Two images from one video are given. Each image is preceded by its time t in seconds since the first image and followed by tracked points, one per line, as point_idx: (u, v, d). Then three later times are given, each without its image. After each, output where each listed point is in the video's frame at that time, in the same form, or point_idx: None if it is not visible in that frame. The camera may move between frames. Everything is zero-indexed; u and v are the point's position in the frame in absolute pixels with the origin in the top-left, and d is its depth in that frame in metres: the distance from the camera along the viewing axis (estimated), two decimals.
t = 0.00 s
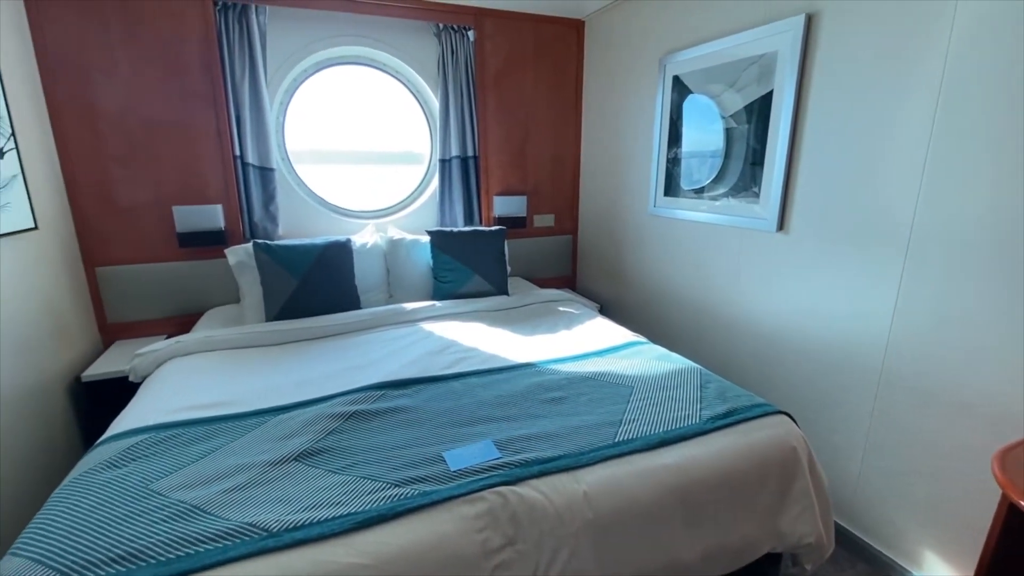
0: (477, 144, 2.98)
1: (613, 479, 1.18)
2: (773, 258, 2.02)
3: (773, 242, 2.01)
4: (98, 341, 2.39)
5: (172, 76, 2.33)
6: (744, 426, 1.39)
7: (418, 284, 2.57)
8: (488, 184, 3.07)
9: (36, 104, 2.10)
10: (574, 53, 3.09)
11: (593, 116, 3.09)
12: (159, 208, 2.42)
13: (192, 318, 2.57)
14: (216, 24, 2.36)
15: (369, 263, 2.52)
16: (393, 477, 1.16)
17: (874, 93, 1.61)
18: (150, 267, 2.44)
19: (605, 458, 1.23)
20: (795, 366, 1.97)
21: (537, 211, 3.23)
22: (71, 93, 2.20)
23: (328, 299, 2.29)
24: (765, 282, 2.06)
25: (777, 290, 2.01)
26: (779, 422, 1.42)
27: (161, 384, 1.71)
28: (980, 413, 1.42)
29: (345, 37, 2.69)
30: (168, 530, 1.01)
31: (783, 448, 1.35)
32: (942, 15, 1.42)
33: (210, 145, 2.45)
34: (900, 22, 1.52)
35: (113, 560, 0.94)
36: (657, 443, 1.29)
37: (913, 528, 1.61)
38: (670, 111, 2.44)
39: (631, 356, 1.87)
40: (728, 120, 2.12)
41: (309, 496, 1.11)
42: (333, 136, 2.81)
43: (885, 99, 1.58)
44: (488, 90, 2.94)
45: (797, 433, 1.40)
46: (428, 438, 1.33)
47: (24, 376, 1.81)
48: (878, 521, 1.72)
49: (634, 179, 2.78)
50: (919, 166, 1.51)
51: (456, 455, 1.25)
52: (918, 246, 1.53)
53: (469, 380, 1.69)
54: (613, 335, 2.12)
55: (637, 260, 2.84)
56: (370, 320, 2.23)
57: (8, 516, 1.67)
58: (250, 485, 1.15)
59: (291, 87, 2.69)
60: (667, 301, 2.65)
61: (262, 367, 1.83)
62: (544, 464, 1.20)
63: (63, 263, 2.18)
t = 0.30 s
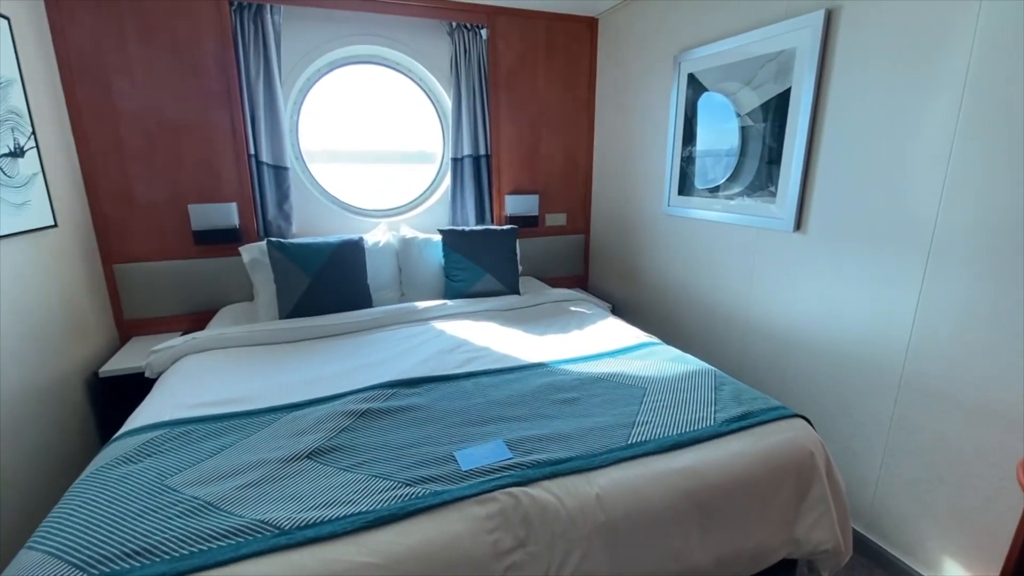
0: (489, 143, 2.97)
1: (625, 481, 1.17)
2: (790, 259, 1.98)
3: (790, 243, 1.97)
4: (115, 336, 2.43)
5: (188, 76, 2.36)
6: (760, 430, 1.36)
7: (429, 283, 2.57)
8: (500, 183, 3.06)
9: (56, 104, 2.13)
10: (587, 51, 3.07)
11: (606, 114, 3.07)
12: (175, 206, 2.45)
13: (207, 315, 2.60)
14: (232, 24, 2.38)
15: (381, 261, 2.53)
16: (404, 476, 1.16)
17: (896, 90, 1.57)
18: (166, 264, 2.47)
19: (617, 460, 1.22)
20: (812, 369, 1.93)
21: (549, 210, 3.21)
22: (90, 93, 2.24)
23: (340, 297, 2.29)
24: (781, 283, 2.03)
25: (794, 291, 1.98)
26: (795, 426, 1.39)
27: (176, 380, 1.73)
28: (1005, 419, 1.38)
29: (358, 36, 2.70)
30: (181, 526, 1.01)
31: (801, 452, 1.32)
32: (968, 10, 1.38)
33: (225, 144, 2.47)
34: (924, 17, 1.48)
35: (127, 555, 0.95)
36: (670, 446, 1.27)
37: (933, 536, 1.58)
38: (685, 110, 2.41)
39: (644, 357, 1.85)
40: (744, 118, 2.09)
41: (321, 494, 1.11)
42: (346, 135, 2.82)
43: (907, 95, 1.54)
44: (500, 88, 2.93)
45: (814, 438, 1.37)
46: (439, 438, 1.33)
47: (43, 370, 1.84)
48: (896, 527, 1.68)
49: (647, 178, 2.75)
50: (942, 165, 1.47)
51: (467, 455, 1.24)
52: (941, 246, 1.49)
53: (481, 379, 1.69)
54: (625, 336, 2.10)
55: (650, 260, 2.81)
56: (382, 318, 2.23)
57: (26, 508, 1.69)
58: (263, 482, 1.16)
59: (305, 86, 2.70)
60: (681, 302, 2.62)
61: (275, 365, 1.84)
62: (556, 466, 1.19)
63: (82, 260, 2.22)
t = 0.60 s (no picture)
0: (496, 143, 2.96)
1: (630, 485, 1.16)
2: (800, 260, 1.96)
3: (800, 244, 1.94)
4: (125, 334, 2.46)
5: (197, 76, 2.37)
6: (768, 434, 1.34)
7: (436, 282, 2.57)
8: (507, 182, 3.05)
9: (67, 104, 2.15)
10: (595, 50, 3.05)
11: (614, 114, 3.05)
12: (184, 205, 2.47)
13: (215, 314, 2.61)
14: (241, 25, 2.39)
15: (387, 260, 2.53)
16: (407, 477, 1.16)
17: (911, 89, 1.54)
18: (175, 262, 2.49)
19: (622, 463, 1.21)
20: (821, 372, 1.91)
21: (556, 210, 3.20)
22: (101, 93, 2.26)
23: (346, 296, 2.30)
24: (790, 284, 2.00)
25: (804, 293, 1.95)
26: (804, 430, 1.37)
27: (184, 378, 1.74)
28: (1019, 425, 1.35)
29: (365, 36, 2.70)
30: (185, 525, 1.02)
31: (809, 457, 1.30)
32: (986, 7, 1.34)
33: (233, 143, 2.48)
34: (939, 14, 1.45)
35: (131, 554, 0.95)
36: (675, 449, 1.26)
37: (945, 543, 1.55)
38: (693, 109, 2.38)
39: (651, 358, 1.83)
40: (754, 118, 2.06)
41: (324, 494, 1.11)
42: (354, 134, 2.83)
43: (922, 95, 1.51)
44: (507, 88, 2.92)
45: (823, 442, 1.35)
46: (443, 439, 1.33)
47: (54, 368, 1.86)
48: (906, 533, 1.66)
49: (655, 178, 2.73)
50: (958, 165, 1.44)
51: (471, 456, 1.24)
52: (955, 248, 1.46)
53: (486, 380, 1.68)
54: (632, 337, 2.08)
55: (658, 260, 2.79)
56: (388, 318, 2.23)
57: (37, 503, 1.71)
58: (267, 482, 1.16)
59: (313, 86, 2.71)
60: (688, 303, 2.60)
61: (281, 364, 1.85)
62: (560, 468, 1.18)
63: (93, 258, 2.24)
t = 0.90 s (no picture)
0: (500, 142, 2.95)
1: (631, 490, 1.14)
2: (806, 262, 1.93)
3: (806, 245, 1.92)
4: (128, 333, 2.46)
5: (201, 76, 2.37)
6: (772, 439, 1.32)
7: (438, 282, 2.56)
8: (511, 182, 3.04)
9: (71, 104, 2.16)
10: (600, 49, 3.03)
11: (618, 113, 3.03)
12: (187, 205, 2.47)
13: (218, 313, 2.62)
14: (244, 24, 2.39)
15: (390, 261, 2.52)
16: (406, 481, 1.15)
17: (920, 88, 1.51)
18: (178, 262, 2.49)
19: (623, 469, 1.19)
20: (827, 375, 1.88)
21: (560, 210, 3.18)
22: (105, 93, 2.26)
23: (348, 296, 2.29)
24: (796, 286, 1.98)
25: (810, 296, 1.93)
26: (809, 435, 1.35)
27: (185, 378, 1.74)
28: None
29: (369, 35, 2.69)
30: (182, 528, 1.01)
31: (814, 463, 1.28)
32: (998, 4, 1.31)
33: (236, 143, 2.48)
34: (950, 12, 1.42)
35: (127, 557, 0.95)
36: (677, 455, 1.24)
37: (953, 550, 1.52)
38: (698, 108, 2.36)
39: (654, 361, 1.81)
40: (760, 117, 2.03)
41: (322, 498, 1.10)
42: (357, 134, 2.82)
43: (931, 94, 1.48)
44: (511, 87, 2.90)
45: (829, 448, 1.33)
46: (442, 442, 1.31)
47: (57, 367, 1.87)
48: (913, 539, 1.63)
49: (660, 178, 2.70)
50: (968, 166, 1.41)
51: (470, 460, 1.23)
52: (965, 251, 1.43)
53: (487, 382, 1.67)
54: (635, 339, 2.06)
55: (662, 261, 2.77)
56: (390, 319, 2.23)
57: (39, 502, 1.72)
58: (264, 485, 1.15)
59: (316, 85, 2.71)
60: (692, 304, 2.58)
61: (282, 364, 1.84)
62: (560, 474, 1.16)
63: (97, 257, 2.24)
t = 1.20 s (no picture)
0: (502, 141, 2.91)
1: (636, 505, 1.09)
2: (815, 265, 1.88)
3: (815, 248, 1.87)
4: (125, 335, 2.43)
5: (198, 74, 2.33)
6: (782, 450, 1.28)
7: (438, 284, 2.52)
8: (513, 182, 2.99)
9: (66, 103, 2.12)
10: (603, 47, 2.98)
11: (621, 112, 2.98)
12: (184, 205, 2.43)
13: (215, 314, 2.58)
14: (242, 22, 2.35)
15: (389, 262, 2.48)
16: (401, 494, 1.11)
17: (935, 87, 1.46)
18: (174, 262, 2.46)
19: (627, 482, 1.15)
20: (836, 381, 1.83)
21: (562, 210, 3.13)
22: (101, 92, 2.23)
23: (346, 298, 2.25)
24: (805, 290, 1.93)
25: (819, 299, 1.88)
26: (820, 446, 1.30)
27: (179, 383, 1.70)
28: None
29: (369, 33, 2.65)
30: (168, 543, 0.97)
31: (826, 475, 1.23)
32: None
33: (234, 142, 2.44)
34: (968, 7, 1.36)
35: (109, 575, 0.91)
36: (684, 467, 1.19)
37: (969, 564, 1.47)
38: (704, 107, 2.31)
39: (659, 366, 1.76)
40: (767, 116, 1.98)
41: (314, 511, 1.06)
42: (356, 133, 2.78)
43: (948, 93, 1.43)
44: (513, 86, 2.86)
45: (841, 459, 1.28)
46: (441, 452, 1.27)
47: (52, 370, 1.84)
48: (926, 551, 1.58)
49: (664, 178, 2.66)
50: (986, 168, 1.36)
51: (468, 472, 1.18)
52: (983, 256, 1.38)
53: (487, 388, 1.62)
54: (639, 343, 2.01)
55: (666, 262, 2.72)
56: (389, 321, 2.18)
57: (33, 508, 1.69)
58: (255, 497, 1.11)
59: (315, 84, 2.67)
60: (697, 306, 2.53)
61: (278, 369, 1.80)
62: (562, 487, 1.12)
63: (92, 258, 2.21)
